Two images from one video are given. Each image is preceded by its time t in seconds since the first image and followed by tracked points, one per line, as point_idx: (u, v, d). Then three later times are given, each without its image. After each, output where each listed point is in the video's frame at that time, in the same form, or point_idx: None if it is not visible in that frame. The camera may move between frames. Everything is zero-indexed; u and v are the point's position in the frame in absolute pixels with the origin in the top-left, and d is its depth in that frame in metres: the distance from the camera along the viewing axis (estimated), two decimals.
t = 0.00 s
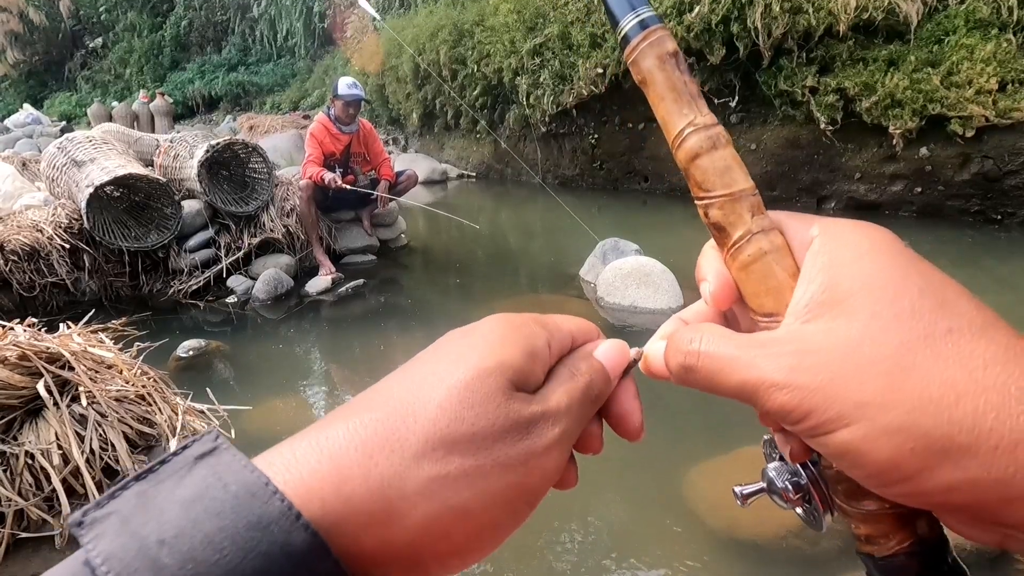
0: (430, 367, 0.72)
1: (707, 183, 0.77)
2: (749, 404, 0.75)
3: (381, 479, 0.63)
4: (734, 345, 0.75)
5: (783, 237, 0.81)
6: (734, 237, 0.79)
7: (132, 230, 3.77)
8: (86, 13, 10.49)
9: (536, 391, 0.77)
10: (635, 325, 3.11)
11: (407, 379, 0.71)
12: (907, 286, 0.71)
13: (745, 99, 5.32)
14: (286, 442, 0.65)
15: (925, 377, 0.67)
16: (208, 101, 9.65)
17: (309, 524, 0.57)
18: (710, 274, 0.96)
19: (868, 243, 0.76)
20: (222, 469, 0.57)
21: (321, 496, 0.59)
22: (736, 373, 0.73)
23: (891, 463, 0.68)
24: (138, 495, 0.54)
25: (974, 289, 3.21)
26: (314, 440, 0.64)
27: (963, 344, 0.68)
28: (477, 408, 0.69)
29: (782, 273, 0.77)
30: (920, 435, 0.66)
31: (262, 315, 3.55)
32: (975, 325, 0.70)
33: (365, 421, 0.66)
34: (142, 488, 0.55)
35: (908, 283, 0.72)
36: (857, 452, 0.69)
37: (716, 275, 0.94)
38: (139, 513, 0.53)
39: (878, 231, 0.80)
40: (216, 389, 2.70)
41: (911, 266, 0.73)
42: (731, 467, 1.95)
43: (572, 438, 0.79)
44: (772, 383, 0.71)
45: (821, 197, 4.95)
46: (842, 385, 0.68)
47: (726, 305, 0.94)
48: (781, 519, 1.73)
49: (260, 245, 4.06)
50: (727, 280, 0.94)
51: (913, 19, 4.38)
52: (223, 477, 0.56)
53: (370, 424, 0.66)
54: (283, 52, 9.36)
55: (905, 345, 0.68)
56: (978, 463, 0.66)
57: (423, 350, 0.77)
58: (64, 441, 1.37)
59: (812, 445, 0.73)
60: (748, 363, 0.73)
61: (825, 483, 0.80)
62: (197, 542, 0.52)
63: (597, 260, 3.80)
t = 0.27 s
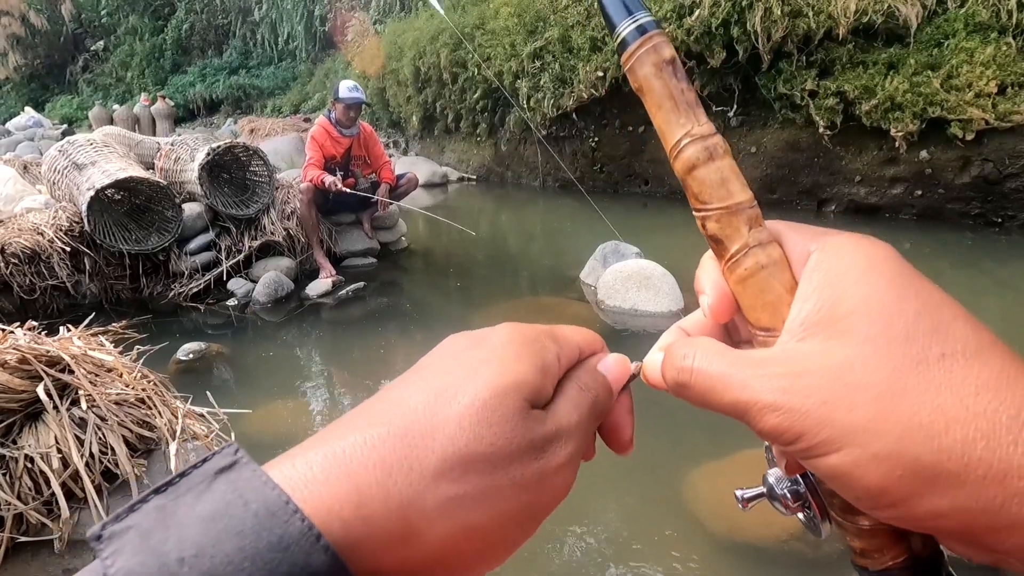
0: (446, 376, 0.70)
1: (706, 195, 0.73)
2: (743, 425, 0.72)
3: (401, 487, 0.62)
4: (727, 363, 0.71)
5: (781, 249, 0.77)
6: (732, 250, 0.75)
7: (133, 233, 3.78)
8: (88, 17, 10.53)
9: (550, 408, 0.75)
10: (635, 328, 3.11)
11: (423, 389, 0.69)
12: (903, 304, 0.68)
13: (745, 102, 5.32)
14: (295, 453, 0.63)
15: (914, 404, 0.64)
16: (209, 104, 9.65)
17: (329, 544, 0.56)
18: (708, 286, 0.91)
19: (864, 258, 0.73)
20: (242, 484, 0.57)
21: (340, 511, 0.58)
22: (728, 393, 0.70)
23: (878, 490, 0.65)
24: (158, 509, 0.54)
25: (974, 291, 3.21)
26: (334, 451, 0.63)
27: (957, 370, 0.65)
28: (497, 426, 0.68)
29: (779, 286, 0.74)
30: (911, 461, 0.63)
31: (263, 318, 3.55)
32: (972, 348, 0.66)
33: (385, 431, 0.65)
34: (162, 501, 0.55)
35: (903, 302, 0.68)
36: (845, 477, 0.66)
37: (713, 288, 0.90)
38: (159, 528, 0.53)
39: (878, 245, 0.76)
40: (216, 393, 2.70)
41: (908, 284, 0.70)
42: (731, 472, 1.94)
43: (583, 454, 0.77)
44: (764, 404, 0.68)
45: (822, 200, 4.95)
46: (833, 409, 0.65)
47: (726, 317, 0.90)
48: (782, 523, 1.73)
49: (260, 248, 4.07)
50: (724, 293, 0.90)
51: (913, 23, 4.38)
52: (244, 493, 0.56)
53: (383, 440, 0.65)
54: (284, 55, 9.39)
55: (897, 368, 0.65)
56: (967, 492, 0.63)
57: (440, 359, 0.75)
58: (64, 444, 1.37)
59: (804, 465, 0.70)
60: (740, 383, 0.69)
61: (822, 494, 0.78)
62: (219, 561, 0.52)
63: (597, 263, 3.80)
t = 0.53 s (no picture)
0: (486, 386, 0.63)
1: (700, 220, 0.73)
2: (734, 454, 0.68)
3: (434, 510, 0.56)
4: (723, 395, 0.67)
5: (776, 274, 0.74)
6: (727, 273, 0.74)
7: (136, 237, 3.79)
8: (92, 21, 10.58)
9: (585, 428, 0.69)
10: (637, 332, 3.11)
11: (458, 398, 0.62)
12: (894, 334, 0.64)
13: (747, 106, 5.33)
14: (316, 458, 0.56)
15: (896, 441, 0.60)
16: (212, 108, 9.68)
17: None
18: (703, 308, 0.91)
19: (861, 283, 0.68)
20: (269, 504, 0.52)
21: (377, 542, 0.53)
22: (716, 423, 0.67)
23: (860, 527, 0.61)
24: (179, 529, 0.50)
25: (977, 295, 3.20)
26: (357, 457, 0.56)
27: (944, 404, 0.60)
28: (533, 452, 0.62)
29: (774, 312, 0.71)
30: (894, 500, 0.60)
31: (265, 321, 3.55)
32: (965, 381, 0.61)
33: (418, 440, 0.57)
34: (182, 520, 0.51)
35: (894, 331, 0.64)
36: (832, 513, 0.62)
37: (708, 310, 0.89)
38: (180, 553, 0.48)
39: (875, 270, 0.72)
40: (218, 396, 2.70)
41: (903, 311, 0.65)
42: (734, 476, 1.93)
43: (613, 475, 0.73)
44: (750, 437, 0.65)
45: (825, 204, 4.95)
46: (818, 444, 0.62)
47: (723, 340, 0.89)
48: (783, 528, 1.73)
49: (263, 251, 4.08)
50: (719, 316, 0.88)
51: (915, 27, 4.38)
52: (272, 516, 0.51)
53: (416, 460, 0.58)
54: (286, 59, 9.42)
55: (885, 402, 0.61)
56: (953, 533, 0.58)
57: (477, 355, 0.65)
58: (65, 449, 1.37)
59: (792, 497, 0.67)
60: (729, 413, 0.66)
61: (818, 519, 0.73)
62: None
63: (599, 267, 3.81)
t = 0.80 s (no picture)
0: (504, 400, 0.61)
1: (702, 224, 0.70)
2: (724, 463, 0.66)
3: (447, 531, 0.53)
4: (717, 400, 0.65)
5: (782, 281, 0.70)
6: (729, 279, 0.71)
7: (136, 237, 3.79)
8: (93, 21, 10.59)
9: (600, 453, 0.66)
10: (636, 332, 3.10)
11: (474, 411, 0.59)
12: (885, 346, 0.60)
13: (748, 107, 5.34)
14: (320, 471, 0.53)
15: (873, 458, 0.56)
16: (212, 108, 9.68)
17: None
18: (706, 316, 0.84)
19: (859, 291, 0.64)
20: (272, 521, 0.48)
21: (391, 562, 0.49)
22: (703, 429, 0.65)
23: (836, 541, 0.58)
24: (179, 549, 0.46)
25: (977, 295, 3.21)
26: (367, 472, 0.53)
27: (924, 425, 0.56)
28: (551, 470, 0.59)
29: (775, 321, 0.68)
30: (870, 515, 0.56)
31: (265, 321, 3.55)
32: (953, 398, 0.57)
33: (436, 455, 0.55)
34: (182, 541, 0.47)
35: (885, 344, 0.60)
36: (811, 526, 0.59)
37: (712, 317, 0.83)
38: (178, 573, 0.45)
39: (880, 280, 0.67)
40: (219, 396, 2.70)
41: (898, 322, 0.61)
42: (734, 477, 1.93)
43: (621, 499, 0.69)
44: (732, 444, 0.62)
45: (825, 204, 4.95)
46: (798, 454, 0.59)
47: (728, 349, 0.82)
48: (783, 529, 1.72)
49: (263, 251, 4.08)
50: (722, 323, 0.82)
51: (916, 27, 4.37)
52: (279, 534, 0.47)
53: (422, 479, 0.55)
54: (287, 59, 9.44)
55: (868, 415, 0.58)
56: (929, 558, 0.54)
57: (498, 359, 0.64)
58: (65, 449, 1.37)
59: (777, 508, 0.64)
60: (716, 421, 0.64)
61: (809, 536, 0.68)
62: None
63: (600, 267, 3.81)
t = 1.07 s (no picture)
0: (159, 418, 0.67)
1: (791, 220, 0.74)
2: (786, 440, 0.74)
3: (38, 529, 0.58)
4: (789, 387, 0.72)
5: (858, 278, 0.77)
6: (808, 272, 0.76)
7: (141, 223, 3.78)
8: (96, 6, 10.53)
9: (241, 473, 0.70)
10: (641, 321, 3.09)
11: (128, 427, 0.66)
12: (960, 352, 0.70)
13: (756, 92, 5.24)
14: None
15: (949, 443, 0.66)
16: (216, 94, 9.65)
17: None
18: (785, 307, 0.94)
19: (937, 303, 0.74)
20: None
21: None
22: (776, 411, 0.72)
23: (903, 514, 0.67)
24: None
25: (986, 283, 3.19)
26: None
27: (1002, 417, 0.67)
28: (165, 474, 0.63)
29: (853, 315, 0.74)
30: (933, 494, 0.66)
31: (270, 308, 3.55)
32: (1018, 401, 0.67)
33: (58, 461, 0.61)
34: None
35: (961, 348, 0.70)
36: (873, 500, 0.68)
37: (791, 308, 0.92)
38: None
39: (950, 290, 0.77)
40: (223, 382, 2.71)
41: (971, 334, 0.71)
42: (739, 464, 1.93)
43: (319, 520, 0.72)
44: (807, 424, 0.70)
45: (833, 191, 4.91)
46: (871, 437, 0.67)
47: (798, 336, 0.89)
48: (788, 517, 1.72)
49: (267, 238, 4.07)
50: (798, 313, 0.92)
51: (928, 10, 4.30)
52: None
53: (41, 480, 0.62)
54: (290, 45, 9.39)
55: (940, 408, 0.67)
56: (989, 526, 0.65)
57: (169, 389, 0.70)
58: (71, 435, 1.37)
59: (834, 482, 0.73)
60: (789, 403, 0.71)
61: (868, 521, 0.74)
62: None
63: (604, 254, 3.79)
